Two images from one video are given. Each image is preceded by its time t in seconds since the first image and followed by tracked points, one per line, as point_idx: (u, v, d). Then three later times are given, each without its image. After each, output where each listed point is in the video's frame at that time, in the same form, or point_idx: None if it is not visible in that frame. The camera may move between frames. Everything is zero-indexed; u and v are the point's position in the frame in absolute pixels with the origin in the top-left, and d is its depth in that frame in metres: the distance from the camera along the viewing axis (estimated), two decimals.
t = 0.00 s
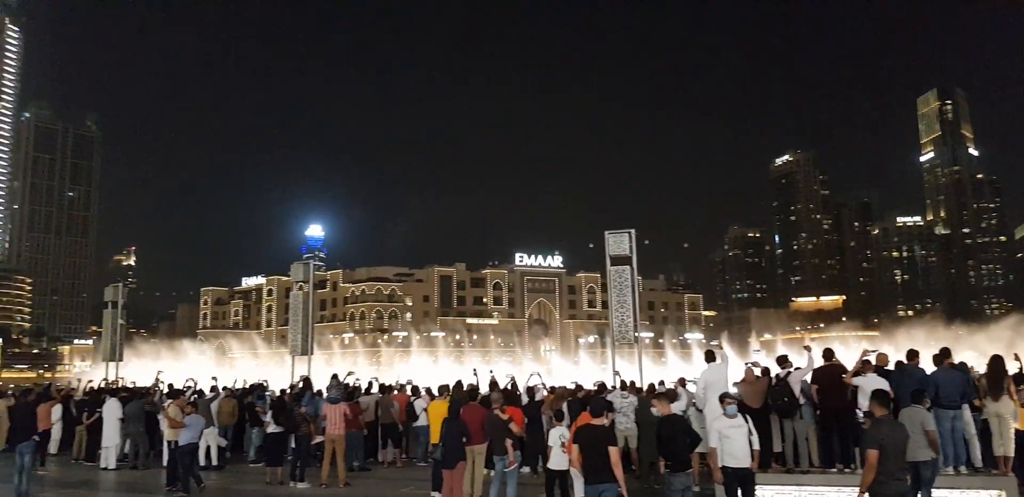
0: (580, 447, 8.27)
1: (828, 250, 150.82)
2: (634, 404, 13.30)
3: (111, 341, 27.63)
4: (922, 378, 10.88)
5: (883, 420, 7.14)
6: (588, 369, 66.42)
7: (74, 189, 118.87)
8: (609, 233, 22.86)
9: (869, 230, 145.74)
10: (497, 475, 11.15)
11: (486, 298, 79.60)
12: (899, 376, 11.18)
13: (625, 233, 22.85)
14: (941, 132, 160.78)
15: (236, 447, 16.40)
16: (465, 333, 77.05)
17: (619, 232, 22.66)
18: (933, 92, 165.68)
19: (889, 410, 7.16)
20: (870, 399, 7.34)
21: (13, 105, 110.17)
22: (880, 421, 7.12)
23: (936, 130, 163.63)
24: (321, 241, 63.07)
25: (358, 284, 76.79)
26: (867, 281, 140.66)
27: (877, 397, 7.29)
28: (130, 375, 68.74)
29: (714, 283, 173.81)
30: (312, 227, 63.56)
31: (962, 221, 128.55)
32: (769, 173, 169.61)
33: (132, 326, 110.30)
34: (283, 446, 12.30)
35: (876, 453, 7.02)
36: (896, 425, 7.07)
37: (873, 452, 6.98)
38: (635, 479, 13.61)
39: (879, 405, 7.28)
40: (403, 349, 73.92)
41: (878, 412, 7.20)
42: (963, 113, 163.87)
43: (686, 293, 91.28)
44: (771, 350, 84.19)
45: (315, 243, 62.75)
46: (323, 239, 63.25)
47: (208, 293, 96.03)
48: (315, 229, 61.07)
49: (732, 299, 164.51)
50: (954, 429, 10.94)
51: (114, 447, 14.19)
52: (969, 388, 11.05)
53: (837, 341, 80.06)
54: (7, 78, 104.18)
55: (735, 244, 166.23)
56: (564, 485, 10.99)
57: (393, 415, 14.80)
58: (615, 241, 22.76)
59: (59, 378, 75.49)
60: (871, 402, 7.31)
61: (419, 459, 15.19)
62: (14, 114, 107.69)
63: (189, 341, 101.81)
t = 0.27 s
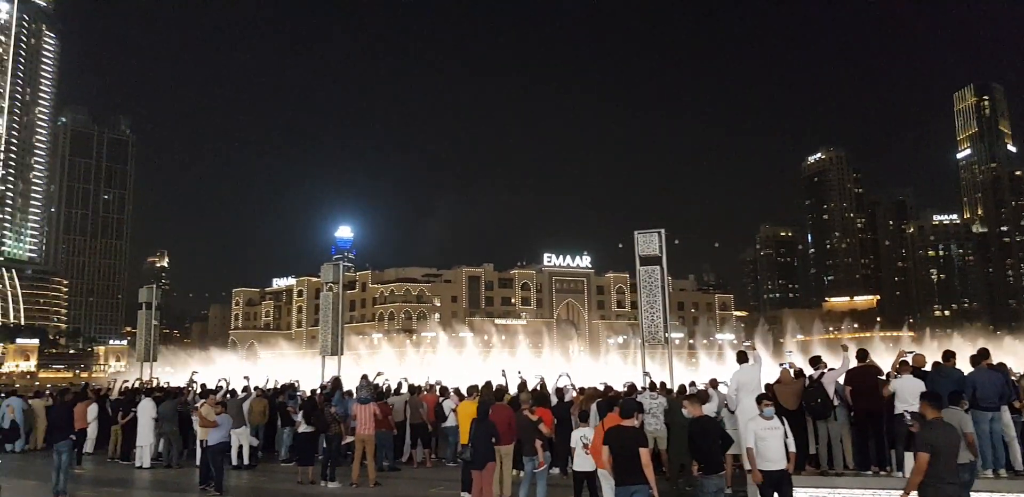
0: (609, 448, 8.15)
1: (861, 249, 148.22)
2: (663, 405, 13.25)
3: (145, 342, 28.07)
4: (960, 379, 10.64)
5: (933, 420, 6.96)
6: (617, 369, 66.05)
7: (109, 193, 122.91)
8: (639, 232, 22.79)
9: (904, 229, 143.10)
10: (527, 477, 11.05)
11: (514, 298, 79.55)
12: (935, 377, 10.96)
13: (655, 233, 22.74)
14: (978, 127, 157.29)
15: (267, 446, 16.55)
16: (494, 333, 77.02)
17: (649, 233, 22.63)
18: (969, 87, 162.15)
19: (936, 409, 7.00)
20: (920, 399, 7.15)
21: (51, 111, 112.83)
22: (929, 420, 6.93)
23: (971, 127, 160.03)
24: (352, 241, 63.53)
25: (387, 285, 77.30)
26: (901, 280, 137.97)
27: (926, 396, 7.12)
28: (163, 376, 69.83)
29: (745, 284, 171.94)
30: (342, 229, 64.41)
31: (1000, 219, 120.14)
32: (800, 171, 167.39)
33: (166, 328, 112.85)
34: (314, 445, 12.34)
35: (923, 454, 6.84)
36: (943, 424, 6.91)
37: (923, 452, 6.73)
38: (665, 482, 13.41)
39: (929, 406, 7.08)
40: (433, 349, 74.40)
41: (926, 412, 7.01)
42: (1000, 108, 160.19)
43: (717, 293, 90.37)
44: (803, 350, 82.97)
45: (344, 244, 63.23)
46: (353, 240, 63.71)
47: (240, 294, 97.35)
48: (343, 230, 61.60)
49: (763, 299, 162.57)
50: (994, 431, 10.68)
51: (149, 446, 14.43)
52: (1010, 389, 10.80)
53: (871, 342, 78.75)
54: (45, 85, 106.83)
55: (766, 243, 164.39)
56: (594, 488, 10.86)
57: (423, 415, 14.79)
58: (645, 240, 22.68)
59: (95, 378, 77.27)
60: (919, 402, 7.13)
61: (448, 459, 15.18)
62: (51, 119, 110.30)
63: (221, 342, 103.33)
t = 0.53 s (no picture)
0: (637, 451, 8.07)
1: (890, 251, 146.03)
2: (689, 408, 13.34)
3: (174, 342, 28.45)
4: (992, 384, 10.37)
5: (981, 426, 6.77)
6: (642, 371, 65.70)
7: (138, 194, 124.36)
8: (665, 234, 22.59)
9: (935, 231, 140.87)
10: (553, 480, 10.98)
11: (539, 300, 79.48)
12: (967, 382, 10.74)
13: (681, 234, 22.52)
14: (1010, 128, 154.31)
15: (293, 446, 16.64)
16: (518, 335, 77.00)
17: (676, 234, 22.40)
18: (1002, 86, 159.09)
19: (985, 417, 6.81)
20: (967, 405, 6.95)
21: (82, 114, 114.49)
22: (979, 426, 6.73)
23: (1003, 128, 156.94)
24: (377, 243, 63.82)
25: (412, 286, 77.64)
26: (932, 283, 135.66)
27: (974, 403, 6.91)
28: (191, 376, 70.75)
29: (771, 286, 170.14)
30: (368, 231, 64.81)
31: None
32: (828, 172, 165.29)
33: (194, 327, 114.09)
34: (340, 446, 12.37)
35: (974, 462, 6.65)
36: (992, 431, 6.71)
37: (981, 460, 6.52)
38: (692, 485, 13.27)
39: (977, 412, 6.88)
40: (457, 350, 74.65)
41: (976, 419, 6.81)
42: None
43: (743, 295, 89.56)
44: (832, 353, 81.90)
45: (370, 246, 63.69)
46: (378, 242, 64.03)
47: (266, 294, 98.41)
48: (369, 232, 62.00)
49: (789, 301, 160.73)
50: None
51: (177, 445, 14.60)
52: None
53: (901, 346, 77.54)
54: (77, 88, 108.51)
55: (793, 245, 162.53)
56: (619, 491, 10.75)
57: (447, 416, 14.79)
58: (671, 242, 22.46)
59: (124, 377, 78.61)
60: (967, 408, 6.92)
61: (474, 460, 15.14)
62: (83, 122, 111.91)
63: (248, 341, 104.47)
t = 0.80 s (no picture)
0: (634, 449, 8.02)
1: (891, 253, 146.06)
2: (687, 408, 13.44)
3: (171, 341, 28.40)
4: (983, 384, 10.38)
5: (987, 425, 6.69)
6: (644, 372, 65.85)
7: (136, 192, 123.94)
8: (667, 235, 22.48)
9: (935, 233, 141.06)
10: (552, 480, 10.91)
11: (541, 300, 79.57)
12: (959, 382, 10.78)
13: (684, 235, 22.37)
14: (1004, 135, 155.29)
15: (292, 446, 16.59)
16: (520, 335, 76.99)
17: (678, 235, 22.23)
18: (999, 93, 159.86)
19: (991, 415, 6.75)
20: (971, 405, 6.89)
21: (83, 111, 114.21)
22: (985, 426, 6.65)
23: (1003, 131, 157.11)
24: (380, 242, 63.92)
25: (414, 286, 77.68)
26: (932, 285, 135.59)
27: (978, 402, 6.84)
28: (190, 375, 70.63)
29: (771, 287, 169.96)
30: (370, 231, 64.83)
31: None
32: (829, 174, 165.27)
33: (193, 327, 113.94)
34: (339, 447, 12.32)
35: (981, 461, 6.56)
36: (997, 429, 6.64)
37: (986, 457, 6.43)
38: (688, 485, 13.26)
39: (982, 411, 6.82)
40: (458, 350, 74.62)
41: (981, 418, 6.75)
42: None
43: (743, 297, 89.66)
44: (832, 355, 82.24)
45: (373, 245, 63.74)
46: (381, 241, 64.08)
47: (266, 294, 98.44)
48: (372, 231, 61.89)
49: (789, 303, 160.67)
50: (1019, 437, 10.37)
51: (172, 446, 14.53)
52: None
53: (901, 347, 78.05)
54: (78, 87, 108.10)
55: (794, 247, 162.52)
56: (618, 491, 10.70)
57: (448, 416, 14.73)
58: (673, 244, 22.39)
59: (123, 377, 78.47)
60: (971, 408, 6.86)
61: (474, 461, 15.06)
62: (83, 120, 111.41)
63: (248, 341, 104.44)
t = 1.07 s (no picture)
0: (591, 451, 8.04)
1: (842, 257, 149.84)
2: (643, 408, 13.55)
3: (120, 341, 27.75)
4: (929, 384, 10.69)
5: (940, 425, 6.86)
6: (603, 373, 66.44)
7: (84, 187, 120.20)
8: (626, 238, 22.63)
9: (883, 238, 145.24)
10: (509, 481, 10.91)
11: (501, 302, 79.36)
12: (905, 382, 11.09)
13: (642, 237, 22.53)
14: (953, 143, 160.74)
15: (244, 449, 16.29)
16: (479, 337, 76.94)
17: (637, 237, 22.35)
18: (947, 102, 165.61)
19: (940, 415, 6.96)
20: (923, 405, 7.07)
21: (28, 102, 110.31)
22: (937, 425, 6.83)
23: (948, 141, 162.83)
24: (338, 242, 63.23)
25: (373, 287, 77.00)
26: (881, 288, 139.49)
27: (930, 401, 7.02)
28: (140, 377, 68.76)
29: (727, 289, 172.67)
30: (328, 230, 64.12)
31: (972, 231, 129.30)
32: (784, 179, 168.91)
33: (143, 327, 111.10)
34: (292, 450, 12.14)
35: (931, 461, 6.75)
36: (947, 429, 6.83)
37: (938, 458, 6.64)
38: (644, 485, 13.38)
39: (934, 411, 6.99)
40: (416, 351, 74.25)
41: (932, 418, 6.92)
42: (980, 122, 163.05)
43: (700, 299, 91.04)
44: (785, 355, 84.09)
45: (331, 245, 62.97)
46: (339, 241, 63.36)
47: (220, 293, 96.58)
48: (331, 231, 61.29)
49: (745, 305, 163.60)
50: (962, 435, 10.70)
51: (119, 449, 14.18)
52: (974, 394, 10.92)
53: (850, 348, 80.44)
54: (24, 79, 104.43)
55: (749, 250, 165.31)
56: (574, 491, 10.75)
57: (404, 418, 14.63)
58: (632, 245, 22.50)
59: (67, 379, 76.02)
60: (923, 408, 7.04)
61: (430, 464, 14.98)
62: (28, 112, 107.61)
63: (200, 341, 102.26)
